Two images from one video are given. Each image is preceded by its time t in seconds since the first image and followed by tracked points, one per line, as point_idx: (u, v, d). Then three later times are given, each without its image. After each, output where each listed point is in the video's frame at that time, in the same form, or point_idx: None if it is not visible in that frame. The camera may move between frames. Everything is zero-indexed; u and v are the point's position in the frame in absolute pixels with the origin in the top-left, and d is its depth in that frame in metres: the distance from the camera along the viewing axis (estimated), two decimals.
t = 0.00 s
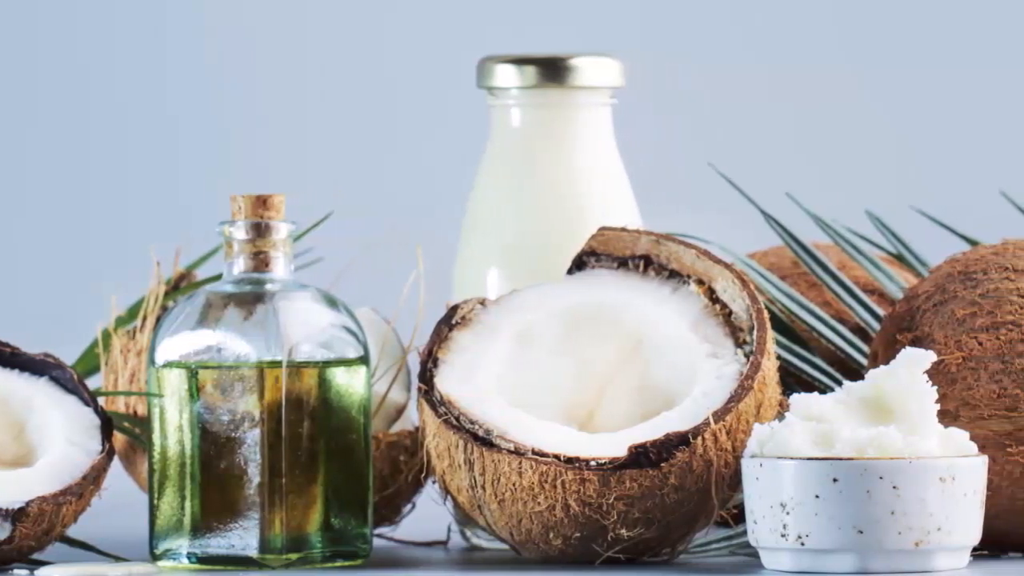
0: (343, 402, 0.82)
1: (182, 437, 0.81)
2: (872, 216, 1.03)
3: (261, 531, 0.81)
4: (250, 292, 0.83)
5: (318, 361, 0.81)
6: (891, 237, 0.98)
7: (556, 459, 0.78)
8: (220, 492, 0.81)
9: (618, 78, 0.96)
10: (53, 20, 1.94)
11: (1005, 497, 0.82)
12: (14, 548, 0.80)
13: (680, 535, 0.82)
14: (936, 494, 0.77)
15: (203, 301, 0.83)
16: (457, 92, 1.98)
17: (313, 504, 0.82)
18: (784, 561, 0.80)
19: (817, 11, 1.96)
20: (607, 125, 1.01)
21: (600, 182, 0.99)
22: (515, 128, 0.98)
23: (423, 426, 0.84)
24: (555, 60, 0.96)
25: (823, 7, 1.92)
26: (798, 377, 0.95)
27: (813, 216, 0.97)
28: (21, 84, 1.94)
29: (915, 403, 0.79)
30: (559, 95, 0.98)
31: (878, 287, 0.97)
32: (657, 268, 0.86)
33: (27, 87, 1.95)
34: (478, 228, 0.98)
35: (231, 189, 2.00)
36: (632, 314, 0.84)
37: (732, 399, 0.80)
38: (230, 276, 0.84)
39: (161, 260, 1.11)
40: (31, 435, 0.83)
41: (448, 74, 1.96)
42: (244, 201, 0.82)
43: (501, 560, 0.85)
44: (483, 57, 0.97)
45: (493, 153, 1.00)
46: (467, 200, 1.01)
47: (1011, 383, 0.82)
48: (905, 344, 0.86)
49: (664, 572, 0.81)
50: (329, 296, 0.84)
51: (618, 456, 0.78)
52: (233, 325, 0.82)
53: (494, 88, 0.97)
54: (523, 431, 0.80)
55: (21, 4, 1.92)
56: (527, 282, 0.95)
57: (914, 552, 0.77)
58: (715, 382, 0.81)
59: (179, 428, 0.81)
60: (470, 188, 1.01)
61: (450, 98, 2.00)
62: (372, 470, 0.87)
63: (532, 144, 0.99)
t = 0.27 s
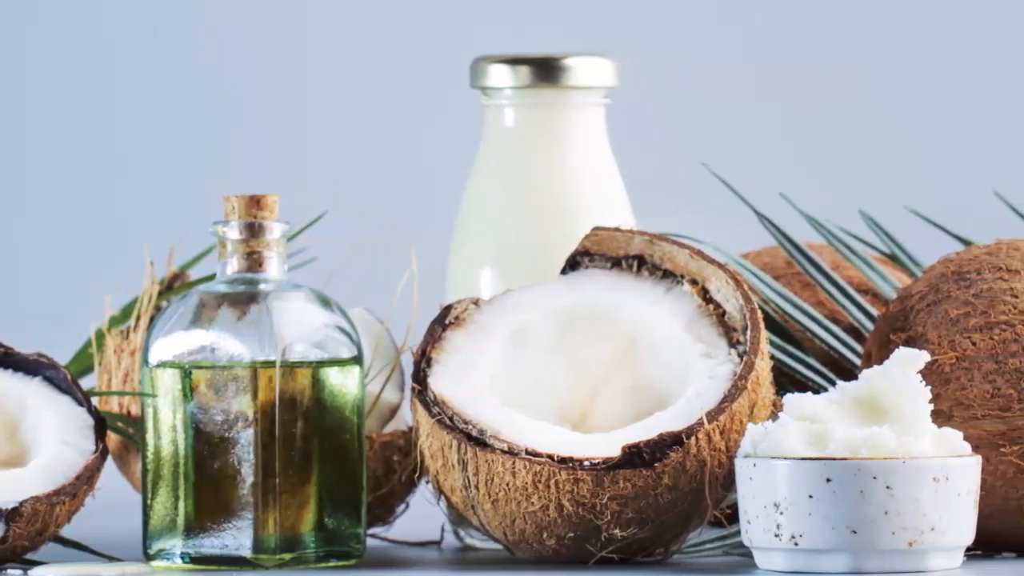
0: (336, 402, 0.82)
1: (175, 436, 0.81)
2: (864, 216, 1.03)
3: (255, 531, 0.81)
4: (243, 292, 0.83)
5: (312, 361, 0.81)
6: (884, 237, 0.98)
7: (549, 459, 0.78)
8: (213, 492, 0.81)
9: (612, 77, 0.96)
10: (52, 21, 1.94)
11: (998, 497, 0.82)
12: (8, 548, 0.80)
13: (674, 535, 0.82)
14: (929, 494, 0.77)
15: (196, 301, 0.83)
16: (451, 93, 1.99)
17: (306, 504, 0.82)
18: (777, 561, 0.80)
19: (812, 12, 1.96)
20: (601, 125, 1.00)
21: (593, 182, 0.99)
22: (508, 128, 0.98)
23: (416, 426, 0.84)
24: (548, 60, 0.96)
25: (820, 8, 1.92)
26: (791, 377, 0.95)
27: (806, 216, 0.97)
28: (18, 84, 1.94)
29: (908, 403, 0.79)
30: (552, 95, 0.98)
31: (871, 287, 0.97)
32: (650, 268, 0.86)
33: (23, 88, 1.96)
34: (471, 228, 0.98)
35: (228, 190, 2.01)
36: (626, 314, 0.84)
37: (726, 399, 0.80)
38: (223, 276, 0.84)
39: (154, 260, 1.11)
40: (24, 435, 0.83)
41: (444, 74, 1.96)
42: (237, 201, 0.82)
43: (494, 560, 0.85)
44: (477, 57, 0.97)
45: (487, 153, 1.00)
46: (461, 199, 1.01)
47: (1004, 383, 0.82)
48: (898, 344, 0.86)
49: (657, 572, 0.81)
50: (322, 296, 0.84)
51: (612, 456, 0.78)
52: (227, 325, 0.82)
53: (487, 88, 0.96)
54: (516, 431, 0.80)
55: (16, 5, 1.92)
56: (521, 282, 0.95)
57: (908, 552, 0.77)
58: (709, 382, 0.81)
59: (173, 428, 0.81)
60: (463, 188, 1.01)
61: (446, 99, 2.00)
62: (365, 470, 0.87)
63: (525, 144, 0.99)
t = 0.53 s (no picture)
0: (330, 402, 0.82)
1: (169, 436, 0.81)
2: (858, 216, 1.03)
3: (248, 531, 0.81)
4: (237, 292, 0.83)
5: (305, 361, 0.81)
6: (878, 237, 0.98)
7: (543, 459, 0.78)
8: (207, 492, 0.81)
9: (605, 78, 0.96)
10: (45, 22, 1.95)
11: (992, 497, 0.82)
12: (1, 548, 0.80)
13: (667, 535, 0.82)
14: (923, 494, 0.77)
15: (190, 301, 0.83)
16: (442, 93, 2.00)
17: (300, 504, 0.82)
18: (771, 561, 0.80)
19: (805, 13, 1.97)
20: (595, 125, 1.01)
21: (587, 182, 0.99)
22: (502, 128, 0.98)
23: (410, 426, 0.84)
24: (542, 60, 0.96)
25: (814, 9, 1.93)
26: (785, 377, 0.95)
27: (799, 216, 0.97)
28: (13, 85, 1.94)
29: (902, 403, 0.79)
30: (546, 95, 0.98)
31: (865, 287, 0.97)
32: (644, 268, 0.86)
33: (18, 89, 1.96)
34: (464, 228, 0.98)
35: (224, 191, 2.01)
36: (619, 314, 0.84)
37: (719, 399, 0.80)
38: (217, 276, 0.84)
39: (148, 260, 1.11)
40: (18, 435, 0.83)
41: (439, 75, 1.97)
42: (231, 201, 0.82)
43: (488, 560, 0.85)
44: (470, 57, 0.97)
45: (481, 153, 1.00)
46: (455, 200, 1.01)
47: (997, 383, 0.82)
48: (892, 344, 0.87)
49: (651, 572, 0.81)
50: (315, 296, 0.84)
51: (605, 456, 0.78)
52: (220, 325, 0.82)
53: (481, 88, 0.97)
54: (510, 431, 0.80)
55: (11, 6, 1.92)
56: (514, 282, 0.95)
57: (901, 552, 0.77)
58: (702, 382, 0.81)
59: (166, 428, 0.81)
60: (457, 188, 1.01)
61: (440, 99, 2.01)
62: (359, 470, 0.87)
63: (519, 145, 0.99)
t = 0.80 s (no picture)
0: (323, 402, 0.82)
1: (162, 436, 0.81)
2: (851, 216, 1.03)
3: (242, 531, 0.81)
4: (230, 292, 0.83)
5: (299, 361, 0.81)
6: (871, 237, 0.98)
7: (537, 459, 0.78)
8: (201, 492, 0.81)
9: (599, 78, 0.96)
10: (41, 21, 1.96)
11: (985, 497, 0.82)
12: None
13: (661, 535, 0.82)
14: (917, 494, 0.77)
15: (184, 301, 0.83)
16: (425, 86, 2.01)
17: (293, 504, 0.82)
18: (764, 561, 0.80)
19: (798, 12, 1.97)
20: (588, 125, 1.01)
21: (580, 182, 0.99)
22: (495, 128, 0.98)
23: (403, 426, 0.84)
24: (535, 60, 0.96)
25: (809, 8, 1.93)
26: (778, 377, 0.95)
27: (793, 216, 0.98)
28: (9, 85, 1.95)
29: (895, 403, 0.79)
30: (539, 95, 0.98)
31: (858, 287, 0.97)
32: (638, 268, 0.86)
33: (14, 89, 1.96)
34: (458, 228, 0.98)
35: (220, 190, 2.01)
36: (613, 314, 0.84)
37: (713, 399, 0.80)
38: (210, 276, 0.84)
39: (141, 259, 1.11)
40: (11, 435, 0.83)
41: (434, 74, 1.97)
42: (225, 201, 0.82)
43: (481, 560, 0.85)
44: (464, 57, 0.97)
45: (474, 153, 1.00)
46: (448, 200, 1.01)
47: (990, 383, 0.82)
48: (886, 344, 0.87)
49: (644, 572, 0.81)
50: (309, 296, 0.84)
51: (599, 456, 0.78)
52: (214, 325, 0.82)
53: (474, 88, 0.97)
54: (503, 431, 0.80)
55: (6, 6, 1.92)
56: (508, 282, 0.95)
57: (895, 552, 0.77)
58: (695, 382, 0.81)
59: (160, 428, 0.81)
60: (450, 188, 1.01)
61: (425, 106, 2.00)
62: (352, 470, 0.87)
63: (512, 144, 0.99)
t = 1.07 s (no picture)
0: (317, 402, 0.82)
1: (156, 436, 0.81)
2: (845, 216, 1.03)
3: (235, 531, 0.81)
4: (224, 292, 0.83)
5: (292, 361, 0.81)
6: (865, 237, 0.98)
7: (530, 459, 0.78)
8: (194, 493, 0.81)
9: (592, 78, 0.96)
10: (33, 22, 1.99)
11: (978, 497, 0.82)
12: None
13: (654, 535, 0.82)
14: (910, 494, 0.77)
15: (177, 301, 0.83)
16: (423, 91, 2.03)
17: (287, 504, 0.82)
18: (758, 561, 0.80)
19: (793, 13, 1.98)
20: (581, 125, 1.01)
21: (574, 182, 0.99)
22: (489, 128, 0.98)
23: (397, 426, 0.84)
24: (528, 60, 0.96)
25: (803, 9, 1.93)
26: (772, 377, 0.96)
27: (787, 216, 0.98)
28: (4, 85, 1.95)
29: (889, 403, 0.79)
30: (533, 95, 0.98)
31: (852, 287, 0.97)
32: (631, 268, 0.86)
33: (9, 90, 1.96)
34: (451, 228, 0.98)
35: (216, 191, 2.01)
36: (606, 314, 0.84)
37: (706, 399, 0.80)
38: (204, 276, 0.84)
39: (135, 259, 1.11)
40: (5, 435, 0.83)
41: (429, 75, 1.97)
42: (218, 201, 0.82)
43: (475, 560, 0.85)
44: (457, 57, 0.97)
45: (467, 153, 1.00)
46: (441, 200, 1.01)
47: (984, 383, 0.82)
48: (879, 344, 0.87)
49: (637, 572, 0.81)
50: (302, 296, 0.84)
51: (592, 456, 0.78)
52: (207, 325, 0.82)
53: (468, 88, 0.97)
54: (497, 431, 0.80)
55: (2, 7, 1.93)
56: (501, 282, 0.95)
57: (888, 552, 0.77)
58: (689, 382, 0.81)
59: (153, 428, 0.81)
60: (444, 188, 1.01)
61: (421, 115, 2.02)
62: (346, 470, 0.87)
63: (506, 145, 0.99)
